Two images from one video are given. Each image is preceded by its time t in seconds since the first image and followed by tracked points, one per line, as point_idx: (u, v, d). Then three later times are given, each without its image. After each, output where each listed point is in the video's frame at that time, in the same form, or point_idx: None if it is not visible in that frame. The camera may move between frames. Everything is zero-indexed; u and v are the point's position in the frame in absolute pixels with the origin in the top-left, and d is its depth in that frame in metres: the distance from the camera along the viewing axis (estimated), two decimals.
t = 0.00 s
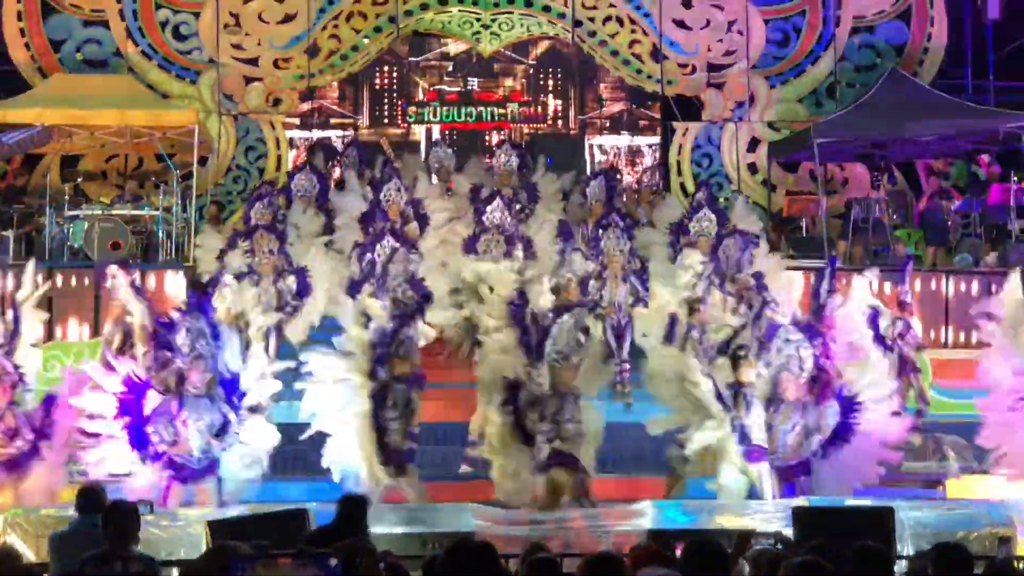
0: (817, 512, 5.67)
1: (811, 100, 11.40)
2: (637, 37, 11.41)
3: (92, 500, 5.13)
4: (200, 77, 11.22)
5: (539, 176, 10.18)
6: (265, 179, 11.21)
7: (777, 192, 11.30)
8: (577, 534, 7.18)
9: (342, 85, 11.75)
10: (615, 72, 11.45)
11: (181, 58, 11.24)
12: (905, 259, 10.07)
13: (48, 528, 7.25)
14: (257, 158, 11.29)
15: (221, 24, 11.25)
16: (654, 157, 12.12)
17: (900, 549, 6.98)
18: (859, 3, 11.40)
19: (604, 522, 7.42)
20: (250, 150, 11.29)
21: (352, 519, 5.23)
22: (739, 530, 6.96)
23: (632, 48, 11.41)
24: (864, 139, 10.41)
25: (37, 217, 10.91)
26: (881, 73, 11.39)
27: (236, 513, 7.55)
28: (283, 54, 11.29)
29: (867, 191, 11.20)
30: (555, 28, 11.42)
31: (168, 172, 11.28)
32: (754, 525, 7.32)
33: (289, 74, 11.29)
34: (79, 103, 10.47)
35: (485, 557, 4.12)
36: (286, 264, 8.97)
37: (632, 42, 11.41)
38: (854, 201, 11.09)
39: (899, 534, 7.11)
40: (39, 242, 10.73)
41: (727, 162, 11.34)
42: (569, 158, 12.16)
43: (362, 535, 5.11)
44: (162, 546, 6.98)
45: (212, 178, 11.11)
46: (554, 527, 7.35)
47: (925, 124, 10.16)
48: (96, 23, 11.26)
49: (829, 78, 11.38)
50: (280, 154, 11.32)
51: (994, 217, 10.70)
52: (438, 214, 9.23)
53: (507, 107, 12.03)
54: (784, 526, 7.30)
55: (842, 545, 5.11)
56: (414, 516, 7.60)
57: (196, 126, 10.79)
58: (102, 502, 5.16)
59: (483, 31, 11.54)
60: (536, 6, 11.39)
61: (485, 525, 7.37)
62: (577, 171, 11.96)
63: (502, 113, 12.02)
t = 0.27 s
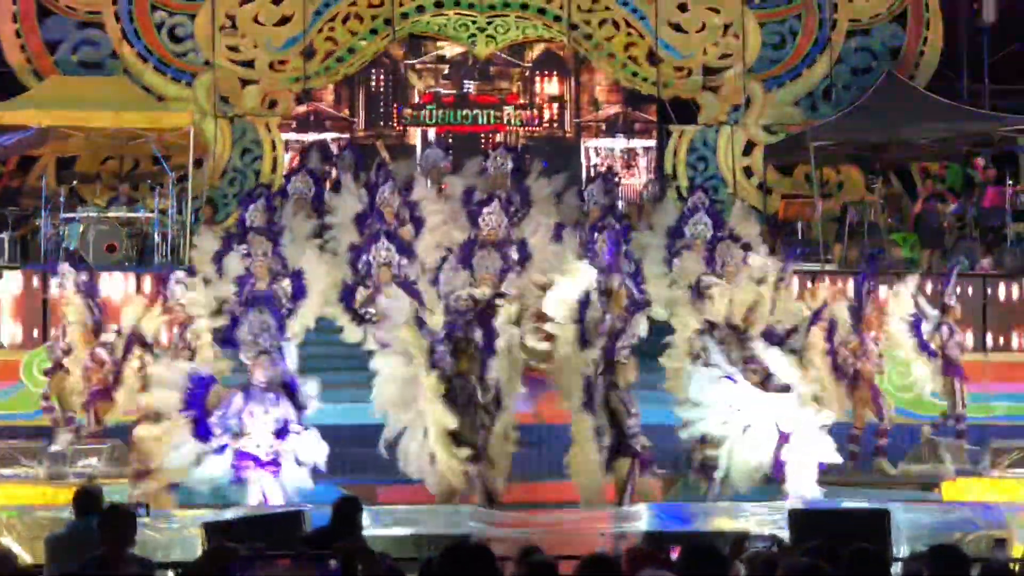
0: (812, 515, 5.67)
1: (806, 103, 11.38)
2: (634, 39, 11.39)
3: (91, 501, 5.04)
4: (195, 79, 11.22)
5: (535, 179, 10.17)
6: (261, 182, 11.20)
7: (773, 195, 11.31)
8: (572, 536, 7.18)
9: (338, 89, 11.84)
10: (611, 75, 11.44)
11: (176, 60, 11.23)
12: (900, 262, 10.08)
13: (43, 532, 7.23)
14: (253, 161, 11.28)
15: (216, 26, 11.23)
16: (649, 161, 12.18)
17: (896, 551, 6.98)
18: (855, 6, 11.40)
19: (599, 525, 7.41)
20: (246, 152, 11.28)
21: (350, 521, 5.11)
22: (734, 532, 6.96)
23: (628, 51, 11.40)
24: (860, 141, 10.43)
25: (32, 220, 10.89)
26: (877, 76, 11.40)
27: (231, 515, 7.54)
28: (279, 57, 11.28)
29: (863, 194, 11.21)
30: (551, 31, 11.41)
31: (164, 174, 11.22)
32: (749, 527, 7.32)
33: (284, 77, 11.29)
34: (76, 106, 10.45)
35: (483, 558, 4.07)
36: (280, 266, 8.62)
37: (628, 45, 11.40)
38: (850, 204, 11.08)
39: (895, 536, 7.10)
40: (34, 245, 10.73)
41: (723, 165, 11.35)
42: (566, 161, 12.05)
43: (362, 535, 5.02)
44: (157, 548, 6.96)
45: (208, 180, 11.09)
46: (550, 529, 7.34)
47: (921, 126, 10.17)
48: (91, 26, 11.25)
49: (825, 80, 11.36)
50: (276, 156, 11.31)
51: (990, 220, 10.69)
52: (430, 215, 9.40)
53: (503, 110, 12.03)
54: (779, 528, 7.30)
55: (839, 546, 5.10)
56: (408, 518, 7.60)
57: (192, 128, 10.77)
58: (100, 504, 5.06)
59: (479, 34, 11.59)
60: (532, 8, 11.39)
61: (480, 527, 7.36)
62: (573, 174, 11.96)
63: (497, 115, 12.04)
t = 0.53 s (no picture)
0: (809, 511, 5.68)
1: (804, 104, 11.38)
2: (632, 40, 11.44)
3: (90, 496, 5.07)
4: (193, 80, 11.27)
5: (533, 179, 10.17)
6: (258, 181, 11.20)
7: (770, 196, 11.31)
8: (568, 533, 7.19)
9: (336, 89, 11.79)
10: (609, 76, 11.49)
11: (175, 61, 11.27)
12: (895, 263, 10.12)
13: (40, 529, 7.26)
14: (251, 161, 11.29)
15: (215, 26, 11.27)
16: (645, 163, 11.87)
17: (891, 550, 6.99)
18: (851, 7, 11.43)
19: (596, 522, 7.44)
20: (244, 153, 11.30)
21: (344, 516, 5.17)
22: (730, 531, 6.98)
23: (625, 52, 11.44)
24: (856, 142, 10.46)
25: (30, 221, 10.91)
26: (875, 78, 11.40)
27: (228, 513, 7.56)
28: (277, 57, 11.29)
29: (860, 195, 11.22)
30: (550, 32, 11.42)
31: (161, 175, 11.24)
32: (746, 525, 7.33)
33: (283, 77, 11.31)
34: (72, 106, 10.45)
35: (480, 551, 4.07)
36: (277, 267, 8.90)
37: (626, 46, 11.45)
38: (846, 204, 11.09)
39: (891, 535, 7.12)
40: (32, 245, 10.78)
41: (719, 167, 11.36)
42: (563, 161, 12.06)
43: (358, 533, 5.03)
44: (154, 544, 6.97)
45: (205, 181, 11.10)
46: (545, 527, 7.35)
47: (917, 127, 10.20)
48: (89, 26, 11.26)
49: (823, 82, 11.38)
50: (274, 157, 11.32)
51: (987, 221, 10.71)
52: (430, 214, 8.81)
53: (501, 110, 11.94)
54: (775, 526, 7.31)
55: (834, 544, 5.11)
56: (406, 514, 7.62)
57: (190, 128, 10.78)
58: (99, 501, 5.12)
59: (478, 35, 11.58)
60: (529, 9, 11.40)
61: (476, 524, 7.38)
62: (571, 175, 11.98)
63: (497, 116, 11.94)
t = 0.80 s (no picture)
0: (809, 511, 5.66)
1: (804, 99, 11.39)
2: (631, 36, 11.42)
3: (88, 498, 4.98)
4: (192, 74, 11.21)
5: (533, 175, 10.14)
6: (258, 175, 11.16)
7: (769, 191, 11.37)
8: (568, 532, 7.18)
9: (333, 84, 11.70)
10: (609, 72, 11.46)
11: (174, 55, 11.22)
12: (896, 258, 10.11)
13: (40, 526, 7.21)
14: (250, 156, 11.25)
15: (214, 21, 11.27)
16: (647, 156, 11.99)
17: (891, 548, 6.99)
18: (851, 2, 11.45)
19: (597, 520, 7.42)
20: (243, 147, 11.25)
21: (342, 522, 5.09)
22: (730, 529, 6.97)
23: (625, 48, 11.43)
24: (857, 137, 10.44)
25: (29, 215, 10.86)
26: (874, 73, 11.41)
27: (228, 511, 7.52)
28: (277, 52, 11.32)
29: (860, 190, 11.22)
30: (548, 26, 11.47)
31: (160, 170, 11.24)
32: (746, 523, 7.32)
33: (282, 71, 11.31)
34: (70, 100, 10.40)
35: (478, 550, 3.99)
36: (277, 262, 8.87)
37: (626, 41, 11.43)
38: (846, 200, 11.08)
39: (890, 533, 7.12)
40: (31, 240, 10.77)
41: (720, 161, 11.35)
42: (564, 158, 12.17)
43: (356, 533, 5.01)
44: (154, 543, 6.95)
45: (205, 176, 11.07)
46: (545, 525, 7.32)
47: (918, 123, 10.18)
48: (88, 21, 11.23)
49: (822, 77, 11.39)
50: (273, 152, 11.29)
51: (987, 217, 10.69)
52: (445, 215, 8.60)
53: (501, 105, 12.13)
54: (775, 525, 7.30)
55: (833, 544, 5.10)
56: (406, 513, 7.61)
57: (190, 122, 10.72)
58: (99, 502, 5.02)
59: (477, 29, 11.56)
60: (529, 4, 11.44)
61: (476, 523, 7.37)
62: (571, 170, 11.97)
63: (496, 111, 12.14)
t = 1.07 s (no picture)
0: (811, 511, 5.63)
1: (805, 98, 11.40)
2: (632, 35, 11.45)
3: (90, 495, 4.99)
4: (193, 73, 11.23)
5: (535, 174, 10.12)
6: (259, 174, 11.17)
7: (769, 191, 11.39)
8: (568, 531, 7.18)
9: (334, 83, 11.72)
10: (610, 70, 11.49)
11: (175, 53, 11.24)
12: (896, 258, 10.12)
13: (41, 524, 7.21)
14: (250, 154, 11.26)
15: (215, 20, 11.28)
16: (647, 156, 11.95)
17: (892, 547, 6.98)
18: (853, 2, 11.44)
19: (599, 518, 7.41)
20: (243, 146, 11.27)
21: (341, 518, 5.06)
22: (731, 528, 6.96)
23: (626, 46, 11.45)
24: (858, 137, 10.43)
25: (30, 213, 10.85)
26: (875, 72, 11.43)
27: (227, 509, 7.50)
28: (277, 51, 11.32)
29: (860, 190, 11.22)
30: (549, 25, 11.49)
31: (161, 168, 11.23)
32: (748, 522, 7.32)
33: (283, 70, 11.31)
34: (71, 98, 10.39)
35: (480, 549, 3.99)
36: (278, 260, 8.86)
37: (627, 40, 11.46)
38: (847, 199, 11.09)
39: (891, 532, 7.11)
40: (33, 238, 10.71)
41: (720, 160, 11.34)
42: (565, 157, 12.00)
43: (358, 530, 4.99)
44: (155, 542, 6.93)
45: (206, 174, 11.07)
46: (545, 524, 7.31)
47: (919, 122, 10.18)
48: (89, 19, 11.24)
49: (824, 76, 11.38)
50: (274, 151, 11.30)
51: (987, 216, 10.70)
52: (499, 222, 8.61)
53: (502, 104, 11.96)
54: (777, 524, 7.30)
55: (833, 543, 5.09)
56: (407, 511, 7.60)
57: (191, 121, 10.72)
58: (101, 498, 5.01)
59: (478, 28, 11.55)
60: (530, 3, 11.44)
61: (478, 521, 7.36)
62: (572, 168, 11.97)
63: (497, 109, 11.96)
